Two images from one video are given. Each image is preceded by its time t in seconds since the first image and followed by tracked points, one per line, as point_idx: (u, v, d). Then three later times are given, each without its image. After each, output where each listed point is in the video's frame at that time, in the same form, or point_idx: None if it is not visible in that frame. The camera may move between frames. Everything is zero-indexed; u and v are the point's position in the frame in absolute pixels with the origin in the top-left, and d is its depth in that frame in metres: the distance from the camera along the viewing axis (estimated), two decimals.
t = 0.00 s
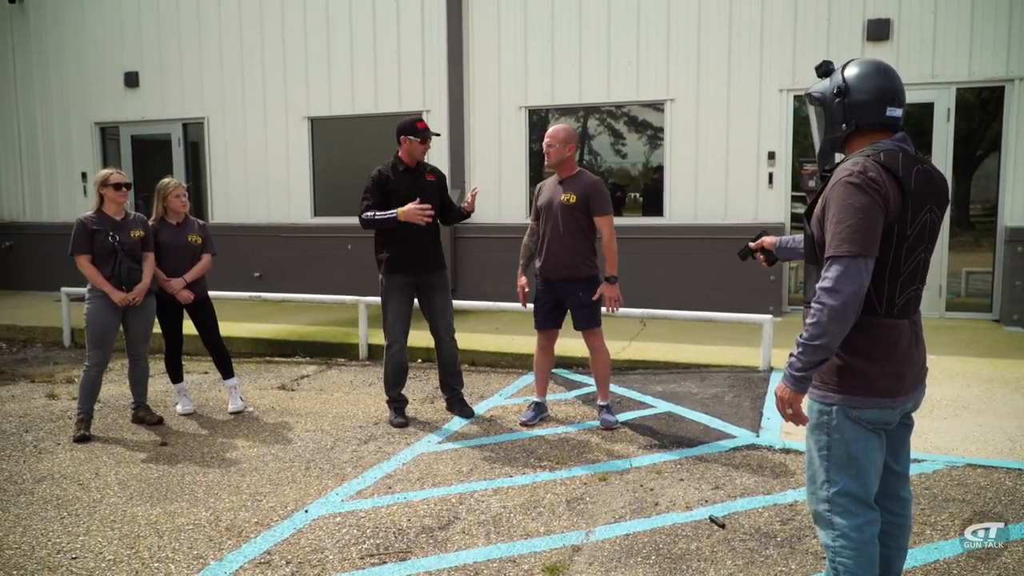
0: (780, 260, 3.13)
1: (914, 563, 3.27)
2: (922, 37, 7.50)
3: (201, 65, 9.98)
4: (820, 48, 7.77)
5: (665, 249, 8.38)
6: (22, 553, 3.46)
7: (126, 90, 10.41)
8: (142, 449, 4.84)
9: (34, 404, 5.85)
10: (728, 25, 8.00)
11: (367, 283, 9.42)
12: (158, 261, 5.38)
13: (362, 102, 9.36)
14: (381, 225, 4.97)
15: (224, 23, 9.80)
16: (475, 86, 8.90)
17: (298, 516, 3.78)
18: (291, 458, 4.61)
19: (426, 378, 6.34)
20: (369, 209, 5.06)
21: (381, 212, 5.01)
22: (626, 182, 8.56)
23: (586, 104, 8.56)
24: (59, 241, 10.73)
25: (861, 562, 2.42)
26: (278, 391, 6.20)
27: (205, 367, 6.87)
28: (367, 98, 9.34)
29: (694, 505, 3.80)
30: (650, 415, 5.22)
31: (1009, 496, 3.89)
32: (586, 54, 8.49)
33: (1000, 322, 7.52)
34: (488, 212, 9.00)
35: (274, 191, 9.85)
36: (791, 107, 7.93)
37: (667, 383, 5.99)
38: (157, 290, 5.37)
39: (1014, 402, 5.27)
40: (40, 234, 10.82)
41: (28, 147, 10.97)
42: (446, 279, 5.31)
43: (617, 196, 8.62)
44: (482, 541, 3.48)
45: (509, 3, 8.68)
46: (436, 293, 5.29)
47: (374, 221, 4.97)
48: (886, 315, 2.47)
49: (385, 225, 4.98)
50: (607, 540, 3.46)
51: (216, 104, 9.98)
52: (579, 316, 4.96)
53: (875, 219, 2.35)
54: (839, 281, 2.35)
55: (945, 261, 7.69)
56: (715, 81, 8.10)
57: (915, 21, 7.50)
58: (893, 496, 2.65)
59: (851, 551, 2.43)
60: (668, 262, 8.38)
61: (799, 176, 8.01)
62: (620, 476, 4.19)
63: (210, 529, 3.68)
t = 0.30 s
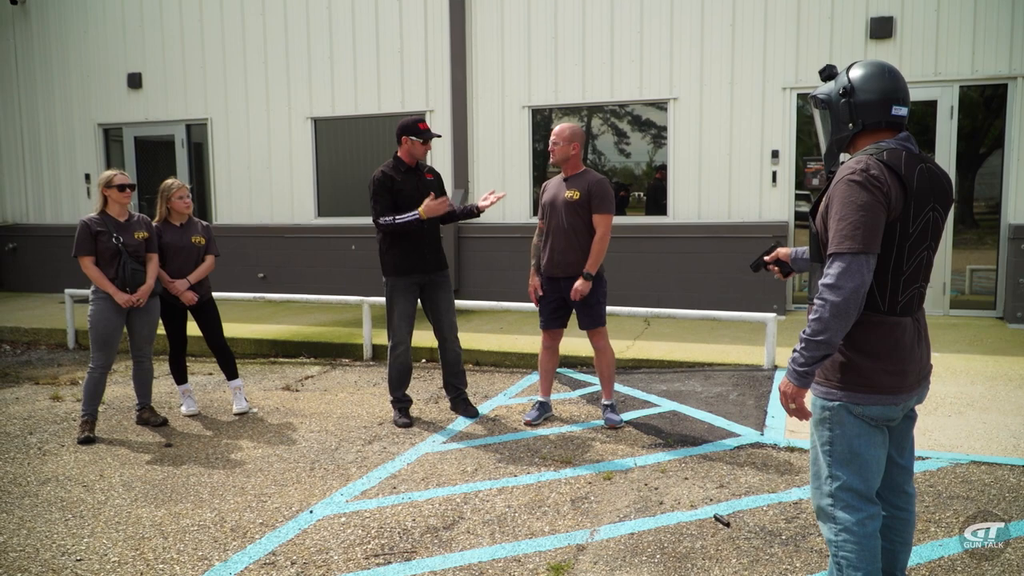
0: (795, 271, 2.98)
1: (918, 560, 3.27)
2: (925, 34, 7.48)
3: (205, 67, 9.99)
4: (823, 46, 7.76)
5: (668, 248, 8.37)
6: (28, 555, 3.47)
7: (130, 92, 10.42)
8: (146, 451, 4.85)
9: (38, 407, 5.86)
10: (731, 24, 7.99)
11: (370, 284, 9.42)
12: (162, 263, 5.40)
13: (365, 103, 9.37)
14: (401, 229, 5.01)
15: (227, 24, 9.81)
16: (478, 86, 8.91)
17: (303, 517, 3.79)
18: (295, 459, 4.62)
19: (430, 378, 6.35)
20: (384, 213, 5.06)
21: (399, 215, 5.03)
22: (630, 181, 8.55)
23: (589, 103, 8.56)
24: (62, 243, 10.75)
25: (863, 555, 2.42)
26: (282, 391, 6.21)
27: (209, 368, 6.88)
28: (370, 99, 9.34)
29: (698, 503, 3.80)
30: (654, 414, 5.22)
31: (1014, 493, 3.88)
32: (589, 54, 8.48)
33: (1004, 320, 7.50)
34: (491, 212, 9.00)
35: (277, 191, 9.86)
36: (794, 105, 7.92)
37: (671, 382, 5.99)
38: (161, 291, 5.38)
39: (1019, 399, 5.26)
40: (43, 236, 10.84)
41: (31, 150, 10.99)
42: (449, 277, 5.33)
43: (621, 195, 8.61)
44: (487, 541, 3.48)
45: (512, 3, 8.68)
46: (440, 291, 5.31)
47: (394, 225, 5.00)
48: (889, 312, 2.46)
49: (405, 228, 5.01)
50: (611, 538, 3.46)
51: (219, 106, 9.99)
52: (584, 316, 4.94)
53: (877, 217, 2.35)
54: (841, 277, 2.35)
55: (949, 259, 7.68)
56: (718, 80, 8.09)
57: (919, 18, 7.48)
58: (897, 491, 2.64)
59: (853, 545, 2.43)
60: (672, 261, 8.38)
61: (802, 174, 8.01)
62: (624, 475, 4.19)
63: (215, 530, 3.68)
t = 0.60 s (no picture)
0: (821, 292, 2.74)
1: (913, 560, 3.27)
2: (923, 35, 7.49)
3: (203, 65, 9.98)
4: (821, 46, 7.76)
5: (666, 248, 8.37)
6: (22, 555, 3.47)
7: (128, 90, 10.41)
8: (142, 450, 4.84)
9: (34, 405, 5.85)
10: (729, 24, 8.00)
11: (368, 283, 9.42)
12: (159, 262, 5.39)
13: (364, 102, 9.36)
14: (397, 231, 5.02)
15: (225, 23, 9.80)
16: (476, 86, 8.90)
17: (298, 516, 3.78)
18: (292, 458, 4.61)
19: (427, 378, 6.34)
20: (379, 214, 5.04)
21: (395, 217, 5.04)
22: (628, 182, 8.54)
23: (587, 103, 8.55)
24: (60, 242, 10.74)
25: (844, 547, 2.44)
26: (279, 391, 6.21)
27: (207, 367, 6.87)
28: (368, 98, 9.34)
29: (694, 503, 3.80)
30: (651, 414, 5.22)
31: (1008, 493, 3.89)
32: (587, 54, 8.48)
33: (1000, 320, 7.51)
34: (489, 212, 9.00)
35: (275, 191, 9.85)
36: (792, 105, 7.93)
37: (668, 382, 5.99)
38: (157, 290, 5.37)
39: (1014, 399, 5.27)
40: (41, 235, 10.82)
41: (29, 148, 10.98)
42: (445, 277, 5.33)
43: (619, 195, 8.61)
44: (482, 540, 3.48)
45: (510, 3, 8.68)
46: (436, 292, 5.30)
47: (390, 227, 5.01)
48: (883, 313, 2.46)
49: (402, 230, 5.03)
50: (607, 538, 3.46)
51: (217, 105, 9.98)
52: (580, 316, 4.94)
53: (872, 219, 2.35)
54: (835, 275, 2.36)
55: (946, 259, 7.69)
56: (716, 81, 8.10)
57: (916, 19, 7.49)
58: (892, 484, 2.64)
59: (835, 536, 2.45)
60: (669, 260, 8.38)
61: (800, 174, 8.01)
62: (621, 475, 4.19)
63: (211, 530, 3.68)
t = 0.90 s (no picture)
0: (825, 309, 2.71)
1: (903, 560, 3.28)
2: (915, 36, 7.52)
3: (196, 66, 9.96)
4: (813, 48, 7.79)
5: (659, 249, 8.38)
6: (12, 557, 3.46)
7: (120, 91, 10.39)
8: (134, 452, 4.83)
9: (26, 407, 5.83)
10: (721, 25, 8.02)
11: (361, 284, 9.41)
12: (151, 263, 5.37)
13: (357, 103, 9.36)
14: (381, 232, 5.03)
15: (218, 24, 9.79)
16: (470, 86, 8.90)
17: (290, 518, 3.78)
18: (284, 460, 4.61)
19: (420, 379, 6.34)
20: (366, 214, 5.05)
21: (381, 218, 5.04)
22: (622, 182, 8.55)
23: (581, 104, 8.56)
24: (52, 243, 10.71)
25: (806, 532, 2.48)
26: (271, 392, 6.20)
27: (199, 369, 6.86)
28: (362, 99, 9.33)
29: (686, 503, 3.81)
30: (643, 414, 5.23)
31: (998, 492, 3.90)
32: (580, 56, 8.49)
33: (992, 320, 7.54)
34: (483, 212, 9.00)
35: (269, 192, 9.84)
36: (785, 106, 7.95)
37: (661, 382, 6.00)
38: (149, 292, 5.36)
39: (1004, 399, 5.29)
40: (33, 236, 10.79)
41: (21, 149, 10.94)
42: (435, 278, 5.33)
43: (613, 196, 8.61)
44: (474, 541, 3.48)
45: (503, 4, 8.69)
46: (426, 292, 5.30)
47: (375, 228, 5.01)
48: (874, 309, 2.47)
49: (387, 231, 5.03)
50: (599, 538, 3.46)
51: (210, 106, 9.96)
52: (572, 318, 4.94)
53: (856, 217, 2.37)
54: (818, 274, 2.38)
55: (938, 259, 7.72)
56: (709, 82, 8.12)
57: (908, 21, 7.52)
58: (884, 481, 2.65)
59: (798, 521, 2.50)
60: (662, 261, 8.39)
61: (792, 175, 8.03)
62: (612, 476, 4.19)
63: (202, 532, 3.67)
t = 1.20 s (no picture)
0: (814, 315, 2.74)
1: (893, 563, 3.29)
2: (907, 41, 7.56)
3: (190, 68, 9.95)
4: (806, 52, 7.82)
5: (653, 252, 8.40)
6: (3, 559, 3.45)
7: (115, 94, 10.38)
8: (126, 454, 4.82)
9: (18, 409, 5.82)
10: (714, 29, 8.05)
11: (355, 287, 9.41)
12: (144, 265, 5.37)
13: (352, 106, 9.36)
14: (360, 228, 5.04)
15: (212, 26, 9.79)
16: (464, 90, 8.92)
17: (281, 520, 3.78)
18: (276, 462, 4.61)
19: (413, 382, 6.34)
20: (348, 210, 5.08)
21: (361, 214, 5.05)
22: (617, 186, 8.55)
23: (575, 107, 8.57)
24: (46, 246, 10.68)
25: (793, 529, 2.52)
26: (264, 395, 6.19)
27: (192, 371, 6.85)
28: (356, 102, 9.34)
29: (677, 506, 3.81)
30: (635, 417, 5.24)
31: (989, 496, 3.92)
32: (574, 60, 8.52)
33: (984, 324, 7.57)
34: (476, 215, 9.01)
35: (263, 194, 9.83)
36: (778, 110, 7.97)
37: (653, 386, 6.01)
38: (142, 294, 5.35)
39: (996, 403, 5.31)
40: (26, 238, 10.77)
41: (14, 151, 10.92)
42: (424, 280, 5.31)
43: (607, 199, 8.61)
44: (465, 544, 3.48)
45: (498, 7, 8.70)
46: (416, 295, 5.29)
47: (353, 223, 5.02)
48: (861, 311, 2.49)
49: (366, 227, 5.04)
50: (589, 542, 3.47)
51: (205, 108, 9.96)
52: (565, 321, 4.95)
53: (839, 220, 2.41)
54: (801, 275, 2.42)
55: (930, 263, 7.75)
56: (702, 86, 8.14)
57: (900, 25, 7.56)
58: (873, 484, 2.66)
59: (785, 518, 2.53)
60: (656, 265, 8.41)
61: (785, 179, 8.05)
62: (604, 479, 4.20)
63: (193, 534, 3.66)
